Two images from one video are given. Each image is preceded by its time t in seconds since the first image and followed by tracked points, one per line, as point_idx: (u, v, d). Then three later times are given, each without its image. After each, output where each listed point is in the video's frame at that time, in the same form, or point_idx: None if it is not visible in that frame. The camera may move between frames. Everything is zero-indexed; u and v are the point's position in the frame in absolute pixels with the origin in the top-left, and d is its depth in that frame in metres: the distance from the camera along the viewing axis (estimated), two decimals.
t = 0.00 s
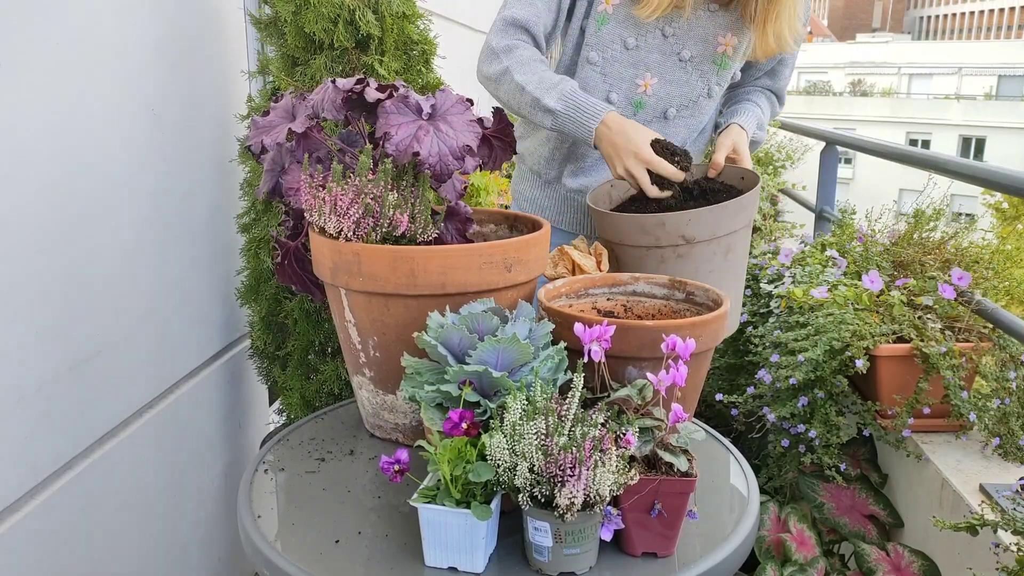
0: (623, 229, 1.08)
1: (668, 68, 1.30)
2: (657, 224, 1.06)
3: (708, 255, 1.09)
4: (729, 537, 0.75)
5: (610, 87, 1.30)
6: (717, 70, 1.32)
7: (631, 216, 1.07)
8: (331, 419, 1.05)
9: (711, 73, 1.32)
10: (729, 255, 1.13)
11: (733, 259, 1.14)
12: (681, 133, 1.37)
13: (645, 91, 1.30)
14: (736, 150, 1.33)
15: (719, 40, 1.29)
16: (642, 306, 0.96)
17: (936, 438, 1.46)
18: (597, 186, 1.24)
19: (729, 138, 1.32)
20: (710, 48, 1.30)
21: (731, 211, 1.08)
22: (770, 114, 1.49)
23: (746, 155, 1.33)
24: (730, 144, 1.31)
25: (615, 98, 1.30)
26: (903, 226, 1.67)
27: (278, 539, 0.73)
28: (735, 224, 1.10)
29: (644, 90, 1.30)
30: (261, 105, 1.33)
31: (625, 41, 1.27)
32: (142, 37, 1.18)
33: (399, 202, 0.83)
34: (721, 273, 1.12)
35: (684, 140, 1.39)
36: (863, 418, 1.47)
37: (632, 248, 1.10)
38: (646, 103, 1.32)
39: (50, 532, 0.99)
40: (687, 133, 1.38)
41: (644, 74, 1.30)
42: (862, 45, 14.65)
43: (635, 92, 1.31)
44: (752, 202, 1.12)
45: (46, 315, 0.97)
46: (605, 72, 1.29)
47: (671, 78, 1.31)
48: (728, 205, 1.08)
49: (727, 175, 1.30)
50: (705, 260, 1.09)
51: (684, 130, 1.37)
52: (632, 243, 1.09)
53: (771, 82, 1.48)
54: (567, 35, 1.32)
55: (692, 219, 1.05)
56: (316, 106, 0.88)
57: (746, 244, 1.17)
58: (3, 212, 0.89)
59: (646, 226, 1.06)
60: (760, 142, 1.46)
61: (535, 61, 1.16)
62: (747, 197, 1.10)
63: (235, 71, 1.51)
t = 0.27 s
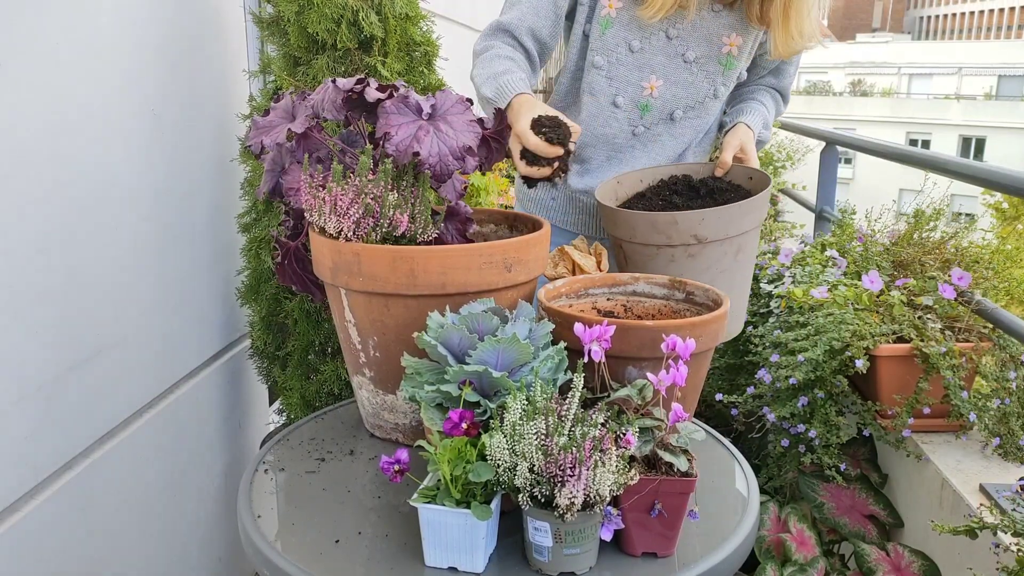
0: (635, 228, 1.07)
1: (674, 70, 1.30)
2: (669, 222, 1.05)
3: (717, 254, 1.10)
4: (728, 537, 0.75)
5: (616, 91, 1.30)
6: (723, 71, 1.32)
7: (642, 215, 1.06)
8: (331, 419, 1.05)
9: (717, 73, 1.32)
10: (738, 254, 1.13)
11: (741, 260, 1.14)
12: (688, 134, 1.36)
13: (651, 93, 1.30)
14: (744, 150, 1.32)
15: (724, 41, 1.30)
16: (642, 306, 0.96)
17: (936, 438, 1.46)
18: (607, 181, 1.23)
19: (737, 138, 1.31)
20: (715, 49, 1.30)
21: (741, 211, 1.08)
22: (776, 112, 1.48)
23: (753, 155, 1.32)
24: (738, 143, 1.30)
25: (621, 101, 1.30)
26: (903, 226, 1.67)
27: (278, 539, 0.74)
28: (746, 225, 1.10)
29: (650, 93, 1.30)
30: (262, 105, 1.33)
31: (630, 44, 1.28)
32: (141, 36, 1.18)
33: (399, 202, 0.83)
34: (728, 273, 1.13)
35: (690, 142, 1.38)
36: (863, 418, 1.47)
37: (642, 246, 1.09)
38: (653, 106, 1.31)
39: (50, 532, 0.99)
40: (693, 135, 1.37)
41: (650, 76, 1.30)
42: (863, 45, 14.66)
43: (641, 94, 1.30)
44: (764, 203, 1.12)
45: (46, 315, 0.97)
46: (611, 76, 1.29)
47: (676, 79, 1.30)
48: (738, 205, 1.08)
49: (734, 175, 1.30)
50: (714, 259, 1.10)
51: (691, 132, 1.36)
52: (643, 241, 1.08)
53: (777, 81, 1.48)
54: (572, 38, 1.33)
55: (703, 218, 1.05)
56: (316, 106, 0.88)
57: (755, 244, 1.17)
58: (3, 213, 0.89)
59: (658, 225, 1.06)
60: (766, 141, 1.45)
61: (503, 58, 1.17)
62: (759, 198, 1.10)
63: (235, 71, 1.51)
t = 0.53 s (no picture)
0: (638, 236, 1.08)
1: (678, 73, 1.30)
2: (673, 231, 1.06)
3: (722, 261, 1.10)
4: (728, 537, 0.75)
5: (622, 97, 1.28)
6: (727, 72, 1.33)
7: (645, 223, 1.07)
8: (331, 419, 1.05)
9: (721, 75, 1.33)
10: (742, 262, 1.13)
11: (745, 266, 1.15)
12: (692, 135, 1.38)
13: (656, 98, 1.30)
14: (747, 151, 1.34)
15: (727, 41, 1.30)
16: (642, 306, 0.96)
17: (936, 438, 1.46)
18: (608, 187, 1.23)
19: (739, 140, 1.33)
20: (718, 50, 1.31)
21: (744, 220, 1.08)
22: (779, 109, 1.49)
23: (756, 156, 1.34)
24: (741, 145, 1.33)
25: (627, 108, 1.29)
26: (903, 226, 1.67)
27: (278, 539, 0.74)
28: (749, 231, 1.11)
29: (655, 98, 1.30)
30: (262, 105, 1.33)
31: (635, 51, 1.27)
32: (140, 35, 1.17)
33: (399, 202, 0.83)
34: (733, 279, 1.13)
35: (694, 142, 1.40)
36: (863, 418, 1.47)
37: (646, 254, 1.10)
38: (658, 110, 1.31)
39: (50, 531, 0.99)
40: (697, 136, 1.39)
41: (655, 82, 1.29)
42: (863, 45, 14.65)
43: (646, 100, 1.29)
44: (766, 209, 1.13)
45: (46, 315, 0.97)
46: (617, 83, 1.28)
47: (681, 83, 1.31)
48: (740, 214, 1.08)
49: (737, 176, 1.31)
50: (718, 266, 1.10)
51: (695, 133, 1.38)
52: (647, 249, 1.09)
53: (779, 79, 1.48)
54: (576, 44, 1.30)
55: (705, 227, 1.06)
56: (315, 107, 0.88)
57: (758, 251, 1.17)
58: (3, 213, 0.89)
59: (662, 233, 1.06)
60: (769, 141, 1.45)
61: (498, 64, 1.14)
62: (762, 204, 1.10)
63: (235, 71, 1.51)
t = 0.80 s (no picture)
0: (643, 245, 1.08)
1: (683, 76, 1.30)
2: (676, 239, 1.06)
3: (725, 268, 1.10)
4: (728, 537, 0.75)
5: (628, 100, 1.28)
6: (732, 74, 1.33)
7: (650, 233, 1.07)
8: (331, 419, 1.05)
9: (726, 77, 1.32)
10: (746, 268, 1.13)
11: (750, 272, 1.14)
12: (697, 137, 1.38)
13: (662, 101, 1.30)
14: (750, 154, 1.34)
15: (732, 44, 1.30)
16: (642, 306, 0.96)
17: (936, 438, 1.46)
18: (612, 192, 1.23)
19: (743, 142, 1.33)
20: (723, 53, 1.30)
21: (748, 227, 1.08)
22: (782, 108, 1.49)
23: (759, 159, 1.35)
24: (744, 147, 1.33)
25: (634, 111, 1.29)
26: (903, 227, 1.67)
27: (278, 539, 0.74)
28: (754, 239, 1.11)
29: (661, 101, 1.30)
30: (261, 105, 1.32)
31: (640, 53, 1.27)
32: (140, 35, 1.17)
33: (399, 203, 0.83)
34: (737, 286, 1.13)
35: (698, 145, 1.40)
36: (863, 418, 1.47)
37: (650, 261, 1.10)
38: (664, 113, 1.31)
39: (50, 531, 0.99)
40: (702, 138, 1.39)
41: (660, 84, 1.29)
42: (862, 45, 14.66)
43: (652, 103, 1.29)
44: (770, 217, 1.13)
45: (46, 315, 0.97)
46: (623, 86, 1.28)
47: (686, 86, 1.31)
48: (744, 221, 1.08)
49: (740, 180, 1.31)
50: (723, 274, 1.10)
51: (701, 135, 1.38)
52: (651, 257, 1.09)
53: (782, 78, 1.48)
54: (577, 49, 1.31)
55: (709, 235, 1.06)
56: (316, 106, 0.88)
57: (762, 254, 1.16)
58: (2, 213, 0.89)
59: (666, 241, 1.06)
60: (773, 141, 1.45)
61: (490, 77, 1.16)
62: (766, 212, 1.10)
63: (234, 71, 1.51)
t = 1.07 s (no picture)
0: (643, 245, 1.08)
1: (686, 76, 1.30)
2: (676, 239, 1.06)
3: (726, 268, 1.10)
4: (728, 537, 0.75)
5: (634, 103, 1.28)
6: (735, 74, 1.32)
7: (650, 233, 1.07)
8: (331, 419, 1.05)
9: (730, 77, 1.32)
10: (746, 267, 1.13)
11: (750, 271, 1.14)
12: (699, 136, 1.38)
13: (664, 102, 1.30)
14: (752, 154, 1.34)
15: (735, 43, 1.30)
16: (642, 306, 0.96)
17: (936, 438, 1.46)
18: (614, 192, 1.23)
19: (744, 143, 1.33)
20: (726, 52, 1.30)
21: (748, 226, 1.08)
22: (787, 107, 1.50)
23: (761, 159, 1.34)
24: (746, 148, 1.32)
25: (638, 113, 1.29)
26: (903, 226, 1.67)
27: (278, 539, 0.74)
28: (754, 238, 1.10)
29: (663, 102, 1.30)
30: (262, 105, 1.32)
31: (645, 56, 1.27)
32: (140, 35, 1.17)
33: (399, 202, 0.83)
34: (737, 285, 1.13)
35: (701, 144, 1.40)
36: (863, 418, 1.47)
37: (650, 262, 1.10)
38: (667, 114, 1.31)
39: (50, 531, 0.99)
40: (705, 137, 1.39)
41: (663, 86, 1.29)
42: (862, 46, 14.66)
43: (655, 104, 1.29)
44: (770, 216, 1.12)
45: (46, 316, 0.97)
46: (628, 88, 1.28)
47: (689, 87, 1.31)
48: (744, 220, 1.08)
49: (743, 179, 1.31)
50: (723, 273, 1.10)
51: (702, 135, 1.38)
52: (651, 258, 1.09)
53: (786, 78, 1.49)
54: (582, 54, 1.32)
55: (709, 235, 1.06)
56: (315, 106, 0.88)
57: (762, 253, 1.16)
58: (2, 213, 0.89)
59: (665, 242, 1.06)
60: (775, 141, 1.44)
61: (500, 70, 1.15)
62: (765, 212, 1.10)
63: (235, 71, 1.51)
